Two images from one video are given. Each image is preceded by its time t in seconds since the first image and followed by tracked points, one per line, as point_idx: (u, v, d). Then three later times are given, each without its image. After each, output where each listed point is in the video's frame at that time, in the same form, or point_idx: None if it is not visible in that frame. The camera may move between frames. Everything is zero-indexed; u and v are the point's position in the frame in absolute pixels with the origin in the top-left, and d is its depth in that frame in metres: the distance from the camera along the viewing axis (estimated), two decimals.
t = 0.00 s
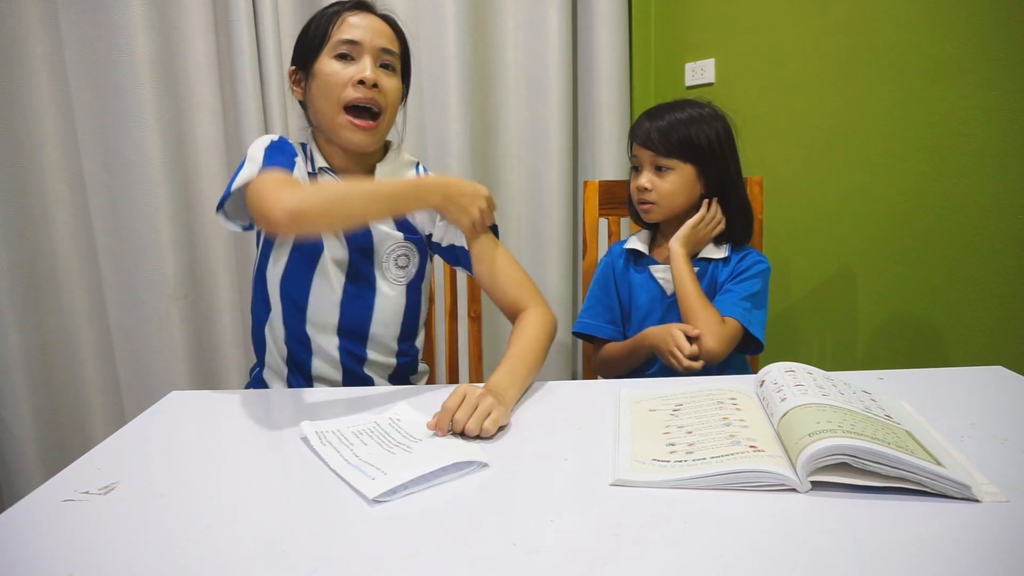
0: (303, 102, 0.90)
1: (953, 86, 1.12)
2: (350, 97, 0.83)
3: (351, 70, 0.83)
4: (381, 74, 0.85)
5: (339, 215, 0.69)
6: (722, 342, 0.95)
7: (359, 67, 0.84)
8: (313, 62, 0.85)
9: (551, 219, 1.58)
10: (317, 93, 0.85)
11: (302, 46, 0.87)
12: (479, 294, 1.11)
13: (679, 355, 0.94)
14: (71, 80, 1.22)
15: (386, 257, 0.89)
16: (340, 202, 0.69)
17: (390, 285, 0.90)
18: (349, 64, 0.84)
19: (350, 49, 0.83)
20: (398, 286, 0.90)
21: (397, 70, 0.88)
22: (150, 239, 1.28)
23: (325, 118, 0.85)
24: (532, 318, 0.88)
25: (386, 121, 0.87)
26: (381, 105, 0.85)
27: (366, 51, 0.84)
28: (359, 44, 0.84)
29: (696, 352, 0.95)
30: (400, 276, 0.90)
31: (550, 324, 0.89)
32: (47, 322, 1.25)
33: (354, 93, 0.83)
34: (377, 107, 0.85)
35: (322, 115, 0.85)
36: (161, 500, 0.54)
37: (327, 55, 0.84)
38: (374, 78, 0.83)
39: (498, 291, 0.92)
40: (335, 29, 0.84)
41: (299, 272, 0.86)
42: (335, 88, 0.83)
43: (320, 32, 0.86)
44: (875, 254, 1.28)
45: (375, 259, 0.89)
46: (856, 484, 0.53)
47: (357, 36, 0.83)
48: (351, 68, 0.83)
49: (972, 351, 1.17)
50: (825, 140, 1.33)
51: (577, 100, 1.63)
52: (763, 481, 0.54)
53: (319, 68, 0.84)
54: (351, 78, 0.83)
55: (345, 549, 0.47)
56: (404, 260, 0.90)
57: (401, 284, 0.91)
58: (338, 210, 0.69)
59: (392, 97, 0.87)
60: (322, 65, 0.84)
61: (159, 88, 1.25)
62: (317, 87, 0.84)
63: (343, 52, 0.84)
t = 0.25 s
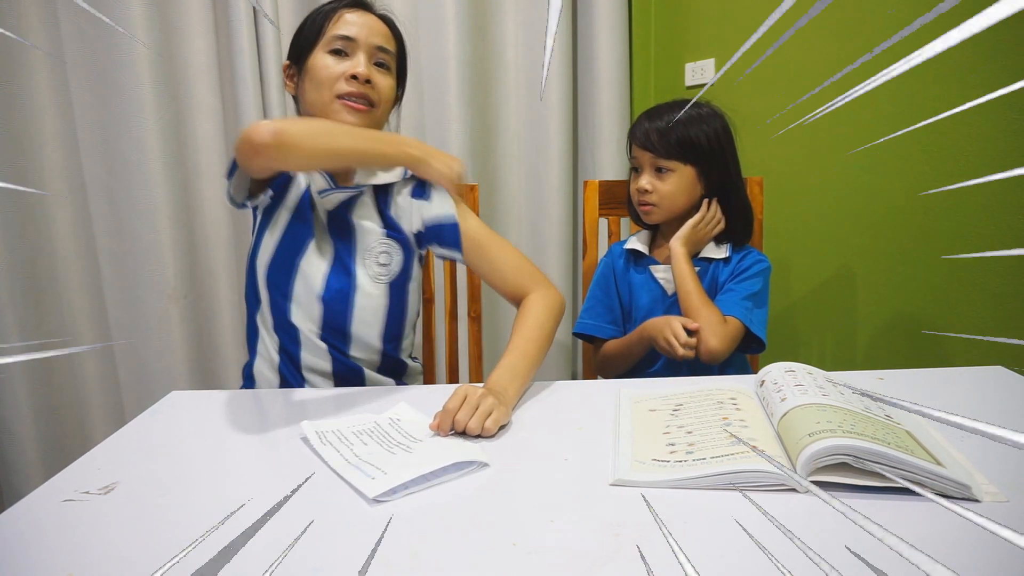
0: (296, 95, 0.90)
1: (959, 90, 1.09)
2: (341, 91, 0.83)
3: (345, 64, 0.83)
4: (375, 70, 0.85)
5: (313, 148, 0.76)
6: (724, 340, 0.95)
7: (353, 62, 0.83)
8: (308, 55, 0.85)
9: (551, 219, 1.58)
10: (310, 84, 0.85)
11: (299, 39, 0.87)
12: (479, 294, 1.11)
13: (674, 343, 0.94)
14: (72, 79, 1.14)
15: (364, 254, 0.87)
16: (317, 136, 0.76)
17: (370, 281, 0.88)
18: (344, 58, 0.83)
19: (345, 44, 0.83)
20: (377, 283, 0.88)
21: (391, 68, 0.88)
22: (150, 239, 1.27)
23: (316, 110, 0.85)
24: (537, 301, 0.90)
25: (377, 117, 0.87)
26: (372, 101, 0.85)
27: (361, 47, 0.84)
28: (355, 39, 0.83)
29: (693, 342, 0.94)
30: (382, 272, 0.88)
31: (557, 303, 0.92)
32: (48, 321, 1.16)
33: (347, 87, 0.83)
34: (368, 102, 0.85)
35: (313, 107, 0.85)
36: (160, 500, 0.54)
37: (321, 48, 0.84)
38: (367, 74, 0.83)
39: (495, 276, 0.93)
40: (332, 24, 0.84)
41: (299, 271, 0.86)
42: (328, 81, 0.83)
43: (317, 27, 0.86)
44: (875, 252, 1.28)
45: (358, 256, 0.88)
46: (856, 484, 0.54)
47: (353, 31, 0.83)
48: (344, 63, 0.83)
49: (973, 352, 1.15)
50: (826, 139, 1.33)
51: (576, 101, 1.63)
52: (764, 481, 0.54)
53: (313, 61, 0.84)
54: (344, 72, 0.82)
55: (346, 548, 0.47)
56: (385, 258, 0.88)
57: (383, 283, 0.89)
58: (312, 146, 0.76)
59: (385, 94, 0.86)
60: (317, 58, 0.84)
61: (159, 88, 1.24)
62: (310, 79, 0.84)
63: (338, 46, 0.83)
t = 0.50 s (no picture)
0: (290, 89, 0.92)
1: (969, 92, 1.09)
2: (327, 81, 0.83)
3: (334, 56, 0.84)
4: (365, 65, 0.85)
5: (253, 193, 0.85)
6: (726, 339, 0.95)
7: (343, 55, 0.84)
8: (302, 47, 0.86)
9: (552, 218, 1.58)
10: (300, 74, 0.86)
11: (297, 34, 0.89)
12: (479, 294, 1.11)
13: (674, 341, 0.95)
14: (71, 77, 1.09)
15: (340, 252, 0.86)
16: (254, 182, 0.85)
17: (343, 282, 0.87)
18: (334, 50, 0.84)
19: (337, 37, 0.84)
20: (350, 284, 0.87)
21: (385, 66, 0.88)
22: (151, 239, 1.26)
23: (303, 100, 0.86)
24: (536, 285, 0.87)
25: (363, 111, 0.86)
26: (359, 95, 0.85)
27: (352, 41, 0.84)
28: (347, 33, 0.84)
29: (693, 338, 0.95)
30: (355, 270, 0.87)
31: (554, 279, 0.89)
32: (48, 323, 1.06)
33: (334, 78, 0.83)
34: (355, 95, 0.85)
35: (300, 97, 0.86)
36: (160, 500, 0.54)
37: (314, 39, 0.85)
38: (355, 67, 0.83)
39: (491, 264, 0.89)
40: (328, 17, 0.85)
41: (299, 271, 0.86)
42: (315, 70, 0.84)
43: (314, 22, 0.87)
44: (873, 251, 1.28)
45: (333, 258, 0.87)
46: (856, 484, 0.54)
47: (346, 25, 0.84)
48: (334, 55, 0.84)
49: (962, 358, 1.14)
50: (829, 140, 1.32)
51: (577, 100, 1.63)
52: (764, 481, 0.54)
53: (305, 52, 0.85)
54: (331, 63, 0.83)
55: (347, 548, 0.47)
56: (359, 258, 0.86)
57: (358, 283, 0.87)
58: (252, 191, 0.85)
59: (374, 90, 0.86)
60: (309, 48, 0.85)
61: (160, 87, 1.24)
62: (301, 69, 0.85)
63: (330, 39, 0.84)
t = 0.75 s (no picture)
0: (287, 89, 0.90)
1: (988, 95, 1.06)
2: (332, 83, 0.82)
3: (341, 59, 0.83)
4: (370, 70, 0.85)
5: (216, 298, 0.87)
6: (726, 336, 0.95)
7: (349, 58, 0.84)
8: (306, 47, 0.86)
9: (551, 218, 1.58)
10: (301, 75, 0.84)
11: (301, 34, 0.88)
12: (478, 294, 1.11)
13: (674, 338, 0.95)
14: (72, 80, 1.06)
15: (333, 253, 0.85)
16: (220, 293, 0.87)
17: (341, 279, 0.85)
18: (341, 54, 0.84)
19: (343, 40, 0.83)
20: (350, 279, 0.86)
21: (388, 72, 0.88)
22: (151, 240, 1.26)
23: (303, 102, 0.84)
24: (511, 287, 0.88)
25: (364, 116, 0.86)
26: (362, 99, 0.84)
27: (360, 45, 0.84)
28: (355, 37, 0.84)
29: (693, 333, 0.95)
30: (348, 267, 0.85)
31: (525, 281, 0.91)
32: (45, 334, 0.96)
33: (339, 80, 0.82)
34: (357, 100, 0.84)
35: (300, 99, 0.85)
36: (160, 500, 0.54)
37: (319, 42, 0.84)
38: (361, 72, 0.83)
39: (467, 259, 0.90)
40: (334, 21, 0.85)
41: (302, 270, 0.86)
42: (320, 72, 0.82)
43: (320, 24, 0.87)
44: (873, 252, 1.28)
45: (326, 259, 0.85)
46: (856, 484, 0.54)
47: (353, 30, 0.84)
48: (340, 58, 0.83)
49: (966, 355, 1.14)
50: (832, 142, 1.32)
51: (577, 100, 1.63)
52: (764, 481, 0.54)
53: (309, 52, 0.84)
54: (338, 66, 0.82)
55: (347, 548, 0.47)
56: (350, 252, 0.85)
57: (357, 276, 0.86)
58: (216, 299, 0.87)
59: (376, 97, 0.86)
60: (313, 51, 0.84)
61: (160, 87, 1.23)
62: (303, 70, 0.84)
63: (337, 41, 0.84)
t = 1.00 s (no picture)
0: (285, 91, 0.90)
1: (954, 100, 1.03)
2: (333, 91, 0.82)
3: (340, 65, 0.83)
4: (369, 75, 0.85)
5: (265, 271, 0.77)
6: (726, 336, 0.95)
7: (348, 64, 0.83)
8: (304, 50, 0.85)
9: (551, 218, 1.58)
10: (302, 82, 0.84)
11: (297, 35, 0.87)
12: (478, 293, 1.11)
13: (672, 336, 0.95)
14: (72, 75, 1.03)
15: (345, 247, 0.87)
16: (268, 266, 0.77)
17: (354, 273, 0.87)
18: (340, 60, 0.83)
19: (342, 46, 0.83)
20: (364, 273, 0.88)
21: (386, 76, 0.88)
22: (151, 239, 1.26)
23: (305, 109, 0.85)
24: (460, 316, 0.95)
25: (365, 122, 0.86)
26: (363, 106, 0.85)
27: (358, 52, 0.84)
28: (353, 43, 0.83)
29: (691, 332, 0.95)
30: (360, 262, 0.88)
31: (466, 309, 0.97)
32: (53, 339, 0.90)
33: (340, 88, 0.82)
34: (358, 106, 0.84)
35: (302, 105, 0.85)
36: (160, 500, 0.54)
37: (318, 47, 0.83)
38: (362, 79, 0.83)
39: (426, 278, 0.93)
40: (331, 25, 0.84)
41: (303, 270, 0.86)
42: (321, 80, 0.82)
43: (316, 26, 0.85)
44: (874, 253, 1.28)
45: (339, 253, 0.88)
46: (855, 484, 0.54)
47: (351, 35, 0.83)
48: (339, 65, 0.83)
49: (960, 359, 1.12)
50: (832, 142, 1.31)
51: (577, 100, 1.63)
52: (763, 481, 0.54)
53: (308, 57, 0.84)
54: (338, 73, 0.82)
55: (348, 548, 0.47)
56: (366, 247, 0.88)
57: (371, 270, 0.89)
58: (265, 272, 0.77)
59: (376, 102, 0.86)
60: (312, 57, 0.83)
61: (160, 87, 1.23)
62: (303, 77, 0.84)
63: (335, 46, 0.83)
